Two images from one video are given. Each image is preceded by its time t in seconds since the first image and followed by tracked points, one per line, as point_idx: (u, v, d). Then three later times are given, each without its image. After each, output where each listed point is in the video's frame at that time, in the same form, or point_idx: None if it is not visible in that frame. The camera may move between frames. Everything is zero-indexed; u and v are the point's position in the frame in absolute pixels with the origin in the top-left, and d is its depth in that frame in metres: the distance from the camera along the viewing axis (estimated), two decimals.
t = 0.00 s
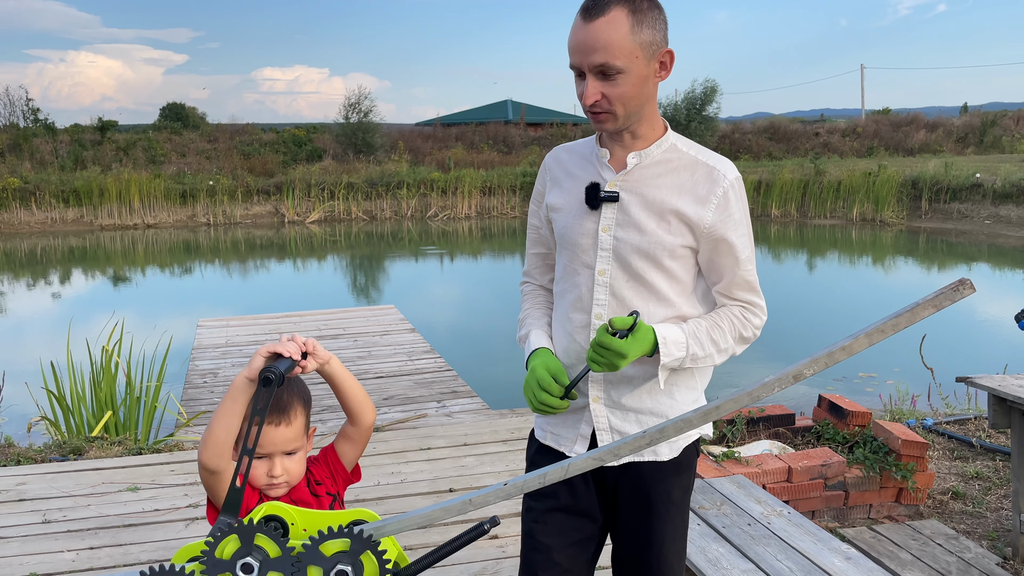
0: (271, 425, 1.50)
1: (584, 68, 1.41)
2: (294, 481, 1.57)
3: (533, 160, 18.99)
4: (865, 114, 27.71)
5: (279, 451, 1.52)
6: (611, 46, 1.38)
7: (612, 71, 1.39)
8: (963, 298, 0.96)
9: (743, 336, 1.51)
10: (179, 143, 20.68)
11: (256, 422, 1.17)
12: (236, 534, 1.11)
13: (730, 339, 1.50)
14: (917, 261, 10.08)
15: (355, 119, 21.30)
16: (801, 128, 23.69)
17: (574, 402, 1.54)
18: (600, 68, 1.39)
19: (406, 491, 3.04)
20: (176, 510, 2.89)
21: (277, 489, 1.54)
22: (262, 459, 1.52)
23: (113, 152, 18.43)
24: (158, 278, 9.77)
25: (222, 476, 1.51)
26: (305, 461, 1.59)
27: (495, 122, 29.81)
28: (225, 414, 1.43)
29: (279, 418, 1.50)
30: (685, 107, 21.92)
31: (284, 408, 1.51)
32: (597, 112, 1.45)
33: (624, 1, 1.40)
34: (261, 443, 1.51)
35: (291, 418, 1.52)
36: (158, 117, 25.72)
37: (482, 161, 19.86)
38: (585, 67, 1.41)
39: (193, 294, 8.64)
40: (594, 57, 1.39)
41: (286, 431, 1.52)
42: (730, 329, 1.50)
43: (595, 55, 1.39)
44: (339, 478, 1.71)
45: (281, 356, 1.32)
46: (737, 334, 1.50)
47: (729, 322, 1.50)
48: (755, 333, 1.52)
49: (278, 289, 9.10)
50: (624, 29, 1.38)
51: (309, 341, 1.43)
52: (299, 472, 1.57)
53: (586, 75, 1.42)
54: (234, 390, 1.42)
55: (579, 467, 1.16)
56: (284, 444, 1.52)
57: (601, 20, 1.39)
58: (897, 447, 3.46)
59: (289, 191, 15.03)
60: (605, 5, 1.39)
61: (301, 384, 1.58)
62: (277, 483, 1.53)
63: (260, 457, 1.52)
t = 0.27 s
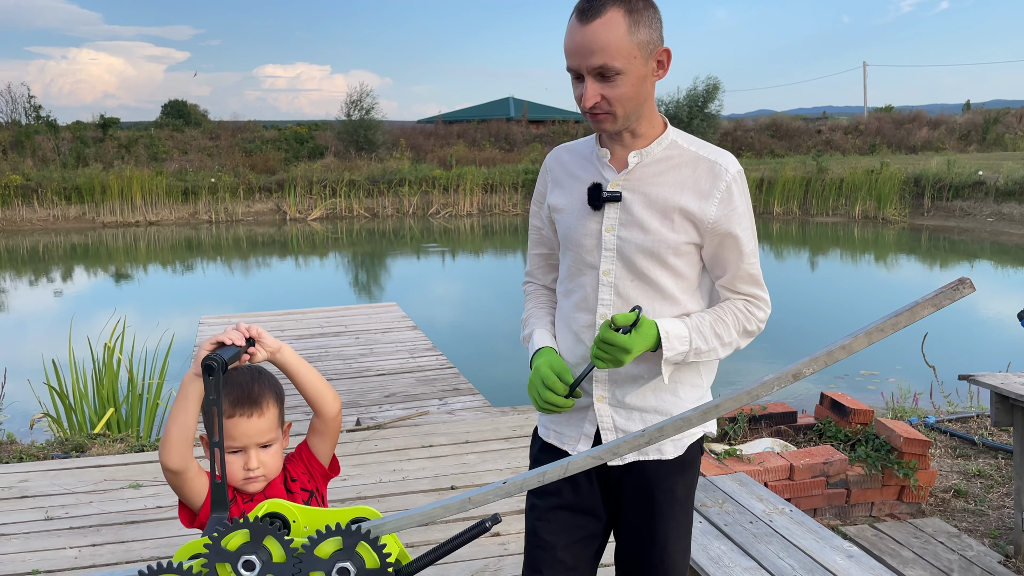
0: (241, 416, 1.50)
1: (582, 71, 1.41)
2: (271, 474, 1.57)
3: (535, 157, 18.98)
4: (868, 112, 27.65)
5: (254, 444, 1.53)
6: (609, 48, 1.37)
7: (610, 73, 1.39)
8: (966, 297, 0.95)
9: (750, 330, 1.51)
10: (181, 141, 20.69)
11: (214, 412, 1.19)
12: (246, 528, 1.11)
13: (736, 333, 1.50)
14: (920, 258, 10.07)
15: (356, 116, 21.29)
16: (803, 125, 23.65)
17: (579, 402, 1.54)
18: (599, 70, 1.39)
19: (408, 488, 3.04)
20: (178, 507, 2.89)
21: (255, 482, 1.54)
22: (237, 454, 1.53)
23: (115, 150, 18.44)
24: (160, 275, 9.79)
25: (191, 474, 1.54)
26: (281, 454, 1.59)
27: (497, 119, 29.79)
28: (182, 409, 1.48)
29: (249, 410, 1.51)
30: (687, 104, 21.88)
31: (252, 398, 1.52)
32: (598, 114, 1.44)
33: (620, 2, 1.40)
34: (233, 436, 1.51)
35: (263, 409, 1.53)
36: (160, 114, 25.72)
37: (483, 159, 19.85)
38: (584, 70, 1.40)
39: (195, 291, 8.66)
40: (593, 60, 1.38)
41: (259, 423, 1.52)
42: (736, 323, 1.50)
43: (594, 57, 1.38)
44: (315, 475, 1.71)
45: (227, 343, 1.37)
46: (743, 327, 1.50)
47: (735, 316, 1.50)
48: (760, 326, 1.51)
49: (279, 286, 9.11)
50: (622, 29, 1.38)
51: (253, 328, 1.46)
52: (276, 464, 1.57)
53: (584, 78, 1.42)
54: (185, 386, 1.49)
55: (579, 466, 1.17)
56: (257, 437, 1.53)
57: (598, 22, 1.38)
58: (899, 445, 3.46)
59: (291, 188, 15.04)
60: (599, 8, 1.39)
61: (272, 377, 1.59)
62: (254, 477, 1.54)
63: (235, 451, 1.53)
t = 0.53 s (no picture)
0: (223, 408, 1.54)
1: (616, 55, 1.40)
2: (251, 467, 1.61)
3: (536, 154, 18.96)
4: (870, 109, 27.59)
5: (234, 438, 1.56)
6: (649, 32, 1.40)
7: (646, 58, 1.41)
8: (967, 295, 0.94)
9: (751, 321, 1.50)
10: (182, 138, 20.69)
11: (197, 410, 1.22)
12: (250, 526, 1.11)
13: (736, 325, 1.49)
14: (922, 256, 10.05)
15: (358, 114, 21.27)
16: (805, 123, 23.61)
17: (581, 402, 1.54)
18: (639, 54, 1.40)
19: (409, 485, 3.04)
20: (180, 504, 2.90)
21: (233, 474, 1.58)
22: (219, 445, 1.57)
23: (116, 147, 18.45)
24: (161, 272, 9.78)
25: (163, 467, 1.59)
26: (261, 448, 1.63)
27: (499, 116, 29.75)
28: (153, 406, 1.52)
29: (232, 401, 1.55)
30: (689, 102, 21.84)
31: (234, 391, 1.55)
32: (626, 101, 1.43)
33: None
34: (214, 428, 1.55)
35: (245, 401, 1.57)
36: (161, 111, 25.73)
37: (485, 156, 19.84)
38: (622, 53, 1.39)
39: (196, 289, 8.66)
40: (630, 44, 1.39)
41: (238, 418, 1.55)
42: (737, 315, 1.49)
43: (636, 40, 1.39)
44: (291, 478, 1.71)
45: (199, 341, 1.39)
46: (744, 319, 1.49)
47: (735, 308, 1.49)
48: (762, 317, 1.51)
49: (280, 284, 9.10)
50: (652, 16, 1.40)
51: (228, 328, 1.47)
52: (255, 458, 1.61)
53: (618, 63, 1.40)
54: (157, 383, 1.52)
55: (579, 465, 1.17)
56: (237, 431, 1.56)
57: (635, 8, 1.39)
58: (901, 443, 3.45)
59: (292, 185, 15.03)
60: None
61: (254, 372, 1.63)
62: (233, 469, 1.58)
63: (216, 443, 1.56)
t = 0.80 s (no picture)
0: (202, 406, 1.55)
1: (634, 45, 1.40)
2: (231, 463, 1.62)
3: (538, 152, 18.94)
4: (872, 106, 27.54)
5: (214, 434, 1.58)
6: (668, 27, 1.40)
7: (662, 52, 1.41)
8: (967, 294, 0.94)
9: (747, 322, 1.51)
10: (184, 135, 20.69)
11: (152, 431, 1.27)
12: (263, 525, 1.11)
13: (732, 324, 1.49)
14: (924, 254, 10.03)
15: (360, 111, 21.26)
16: (807, 120, 23.57)
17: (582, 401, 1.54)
18: (656, 47, 1.40)
19: (411, 483, 3.04)
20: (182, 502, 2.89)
21: (215, 471, 1.60)
22: (198, 443, 1.58)
23: (118, 144, 18.45)
24: (163, 270, 9.79)
25: (117, 485, 1.59)
26: (241, 445, 1.64)
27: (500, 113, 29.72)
28: (101, 426, 1.54)
29: (212, 399, 1.56)
30: (691, 99, 21.81)
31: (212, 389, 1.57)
32: (637, 93, 1.42)
33: None
34: (192, 424, 1.56)
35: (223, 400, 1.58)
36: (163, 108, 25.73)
37: (487, 153, 19.82)
38: (641, 43, 1.39)
39: (198, 286, 8.67)
40: (651, 36, 1.39)
41: (213, 417, 1.56)
42: (733, 314, 1.49)
43: (655, 32, 1.39)
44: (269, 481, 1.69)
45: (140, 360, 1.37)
46: (739, 319, 1.50)
47: (731, 307, 1.49)
48: (757, 318, 1.51)
49: (282, 281, 9.11)
50: (673, 12, 1.42)
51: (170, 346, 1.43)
52: (236, 454, 1.63)
53: (635, 53, 1.41)
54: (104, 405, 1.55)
55: (579, 462, 1.17)
56: (217, 428, 1.58)
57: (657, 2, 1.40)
58: (903, 441, 3.45)
59: (294, 183, 15.03)
60: None
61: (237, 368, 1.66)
62: (214, 465, 1.60)
63: (195, 441, 1.58)
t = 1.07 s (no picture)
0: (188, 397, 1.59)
1: (638, 42, 1.39)
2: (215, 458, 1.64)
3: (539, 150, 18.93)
4: (874, 105, 27.48)
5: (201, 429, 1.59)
6: (671, 25, 1.39)
7: (666, 50, 1.40)
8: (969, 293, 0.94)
9: (749, 321, 1.50)
10: (185, 133, 20.70)
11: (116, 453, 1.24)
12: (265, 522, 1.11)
13: (733, 323, 1.49)
14: (925, 252, 10.02)
15: (361, 109, 21.26)
16: (808, 118, 23.53)
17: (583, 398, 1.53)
18: (659, 44, 1.39)
19: (412, 480, 3.04)
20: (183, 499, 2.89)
21: (199, 465, 1.62)
22: (184, 438, 1.59)
23: (119, 142, 18.45)
24: (164, 268, 9.79)
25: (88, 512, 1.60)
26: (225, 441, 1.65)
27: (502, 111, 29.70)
28: (66, 461, 1.54)
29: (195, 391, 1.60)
30: (692, 97, 21.78)
31: (198, 381, 1.62)
32: (640, 91, 1.42)
33: None
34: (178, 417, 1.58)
35: (209, 393, 1.63)
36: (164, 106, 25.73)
37: (488, 151, 19.81)
38: (643, 41, 1.39)
39: (199, 284, 8.67)
40: (655, 33, 1.38)
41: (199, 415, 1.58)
42: (735, 314, 1.49)
43: (658, 30, 1.38)
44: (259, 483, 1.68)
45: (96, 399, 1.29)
46: (740, 318, 1.49)
47: (733, 307, 1.49)
48: (759, 318, 1.51)
49: (283, 279, 9.11)
50: (678, 8, 1.40)
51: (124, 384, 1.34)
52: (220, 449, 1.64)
53: (638, 50, 1.40)
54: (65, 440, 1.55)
55: (579, 461, 1.17)
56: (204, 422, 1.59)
57: None
58: (904, 439, 3.44)
59: (295, 180, 15.03)
60: None
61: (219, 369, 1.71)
62: (199, 460, 1.61)
63: (182, 436, 1.59)
